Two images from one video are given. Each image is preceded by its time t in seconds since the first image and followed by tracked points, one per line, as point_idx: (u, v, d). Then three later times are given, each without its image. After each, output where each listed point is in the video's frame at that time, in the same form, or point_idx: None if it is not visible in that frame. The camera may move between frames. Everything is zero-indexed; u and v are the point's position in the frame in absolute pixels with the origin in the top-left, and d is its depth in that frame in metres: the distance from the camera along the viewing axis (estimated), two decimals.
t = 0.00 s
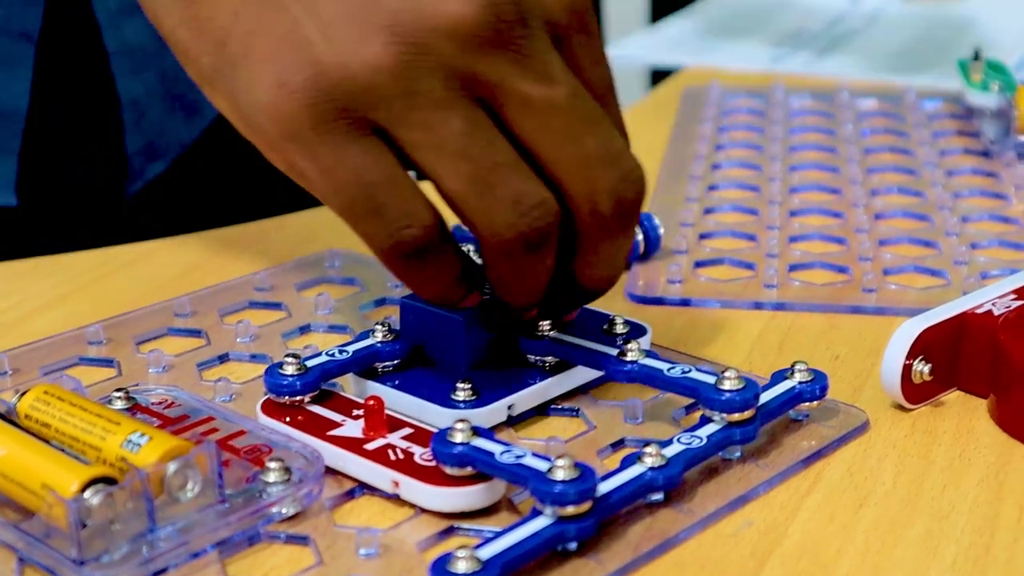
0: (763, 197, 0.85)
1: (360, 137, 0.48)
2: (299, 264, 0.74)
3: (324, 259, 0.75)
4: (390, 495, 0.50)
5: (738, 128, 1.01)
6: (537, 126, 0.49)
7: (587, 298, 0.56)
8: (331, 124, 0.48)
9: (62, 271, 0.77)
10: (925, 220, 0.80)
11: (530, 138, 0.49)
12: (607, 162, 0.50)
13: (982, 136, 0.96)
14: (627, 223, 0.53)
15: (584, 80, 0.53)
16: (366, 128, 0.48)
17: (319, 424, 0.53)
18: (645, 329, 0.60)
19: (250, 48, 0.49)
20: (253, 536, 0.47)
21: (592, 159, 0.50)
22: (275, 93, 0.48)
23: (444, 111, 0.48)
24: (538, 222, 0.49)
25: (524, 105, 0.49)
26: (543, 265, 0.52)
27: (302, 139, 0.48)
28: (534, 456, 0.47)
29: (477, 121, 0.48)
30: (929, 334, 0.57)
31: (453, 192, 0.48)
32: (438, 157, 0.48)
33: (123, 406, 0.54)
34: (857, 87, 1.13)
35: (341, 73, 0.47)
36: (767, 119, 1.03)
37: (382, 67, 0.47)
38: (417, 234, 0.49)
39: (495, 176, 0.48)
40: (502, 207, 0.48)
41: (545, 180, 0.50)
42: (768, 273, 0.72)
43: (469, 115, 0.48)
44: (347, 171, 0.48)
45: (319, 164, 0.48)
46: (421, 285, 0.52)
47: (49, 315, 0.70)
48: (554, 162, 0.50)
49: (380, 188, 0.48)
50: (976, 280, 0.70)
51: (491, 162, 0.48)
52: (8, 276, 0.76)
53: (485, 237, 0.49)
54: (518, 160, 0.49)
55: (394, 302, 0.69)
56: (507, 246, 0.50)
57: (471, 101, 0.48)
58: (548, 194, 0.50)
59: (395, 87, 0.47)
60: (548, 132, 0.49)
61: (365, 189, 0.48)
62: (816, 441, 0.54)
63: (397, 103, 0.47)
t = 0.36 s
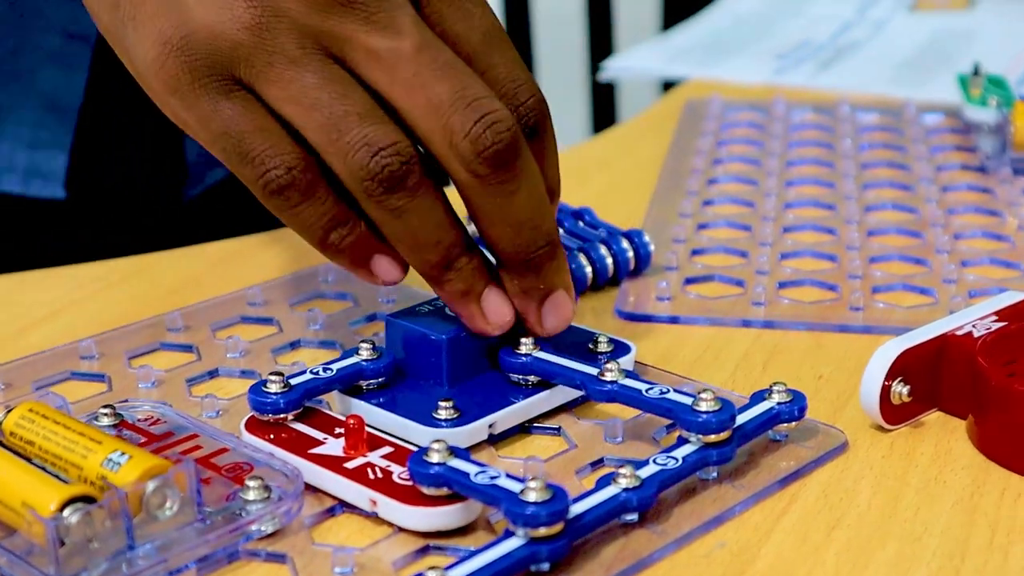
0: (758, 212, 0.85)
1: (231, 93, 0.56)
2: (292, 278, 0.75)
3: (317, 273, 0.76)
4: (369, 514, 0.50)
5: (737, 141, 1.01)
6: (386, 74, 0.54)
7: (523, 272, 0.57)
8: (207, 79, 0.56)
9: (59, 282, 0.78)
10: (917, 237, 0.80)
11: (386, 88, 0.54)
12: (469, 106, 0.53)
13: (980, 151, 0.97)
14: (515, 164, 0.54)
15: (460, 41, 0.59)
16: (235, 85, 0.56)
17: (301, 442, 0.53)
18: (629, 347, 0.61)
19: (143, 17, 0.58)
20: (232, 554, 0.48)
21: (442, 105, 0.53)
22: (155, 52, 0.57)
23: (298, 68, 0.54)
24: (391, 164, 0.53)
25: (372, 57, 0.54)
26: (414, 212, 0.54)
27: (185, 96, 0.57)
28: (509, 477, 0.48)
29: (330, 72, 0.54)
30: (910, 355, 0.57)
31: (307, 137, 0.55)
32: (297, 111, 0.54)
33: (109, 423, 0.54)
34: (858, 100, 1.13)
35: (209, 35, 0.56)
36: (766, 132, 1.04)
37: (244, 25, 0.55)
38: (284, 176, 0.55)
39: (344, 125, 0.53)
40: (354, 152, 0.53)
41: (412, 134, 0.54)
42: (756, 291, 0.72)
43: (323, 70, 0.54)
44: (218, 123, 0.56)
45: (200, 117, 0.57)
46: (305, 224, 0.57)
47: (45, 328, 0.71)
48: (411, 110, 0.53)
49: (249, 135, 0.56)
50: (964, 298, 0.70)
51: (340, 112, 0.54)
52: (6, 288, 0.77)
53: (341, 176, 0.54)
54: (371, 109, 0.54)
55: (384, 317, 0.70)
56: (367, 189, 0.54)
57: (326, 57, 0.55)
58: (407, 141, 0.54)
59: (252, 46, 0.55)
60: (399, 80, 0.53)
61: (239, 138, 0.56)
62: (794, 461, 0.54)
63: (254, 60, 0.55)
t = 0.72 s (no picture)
0: (759, 220, 0.86)
1: (221, 89, 0.58)
2: (294, 285, 0.76)
3: (318, 280, 0.77)
4: (361, 524, 0.51)
5: (742, 147, 1.01)
6: (368, 75, 0.55)
7: (506, 275, 0.57)
8: (198, 74, 0.58)
9: (64, 285, 0.78)
10: (918, 247, 0.80)
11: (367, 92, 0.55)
12: (448, 109, 0.53)
13: (984, 158, 0.97)
14: (496, 166, 0.54)
15: (446, 45, 0.60)
16: (225, 82, 0.58)
17: (296, 451, 0.54)
18: (623, 355, 0.62)
19: (142, 13, 0.60)
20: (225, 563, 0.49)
21: (420, 107, 0.53)
22: (155, 47, 0.59)
23: (284, 67, 0.56)
24: (370, 165, 0.54)
25: (354, 58, 0.55)
26: (394, 213, 0.55)
27: (179, 89, 0.59)
28: (497, 490, 0.48)
29: (314, 72, 0.56)
30: (901, 370, 0.57)
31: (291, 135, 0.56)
32: (281, 109, 0.56)
33: (107, 432, 0.55)
34: (863, 107, 1.13)
35: (202, 31, 0.58)
36: (771, 138, 1.04)
37: (234, 23, 0.57)
38: (269, 172, 0.57)
39: (325, 126, 0.55)
40: (333, 153, 0.55)
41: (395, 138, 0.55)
42: (754, 301, 0.72)
43: (308, 70, 0.56)
44: (209, 117, 0.58)
45: (193, 111, 0.59)
46: (291, 219, 0.58)
47: (49, 331, 0.72)
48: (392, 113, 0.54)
49: (237, 130, 0.57)
50: (961, 311, 0.71)
51: (322, 113, 0.55)
52: (11, 291, 0.77)
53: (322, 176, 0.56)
54: (352, 110, 0.55)
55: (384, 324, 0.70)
56: (346, 188, 0.55)
57: (312, 58, 0.56)
58: (387, 144, 0.55)
59: (240, 44, 0.56)
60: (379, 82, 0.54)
61: (227, 133, 0.58)
62: (785, 474, 0.55)
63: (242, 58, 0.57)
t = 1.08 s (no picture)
0: (754, 240, 0.86)
1: (203, 139, 0.60)
2: (290, 304, 0.77)
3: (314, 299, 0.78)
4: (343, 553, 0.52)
5: (741, 164, 1.02)
6: (343, 125, 0.56)
7: (489, 319, 0.58)
8: (179, 125, 0.60)
9: (63, 300, 0.79)
10: (911, 271, 0.81)
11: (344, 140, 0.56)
12: (425, 161, 0.54)
13: (982, 177, 0.97)
14: (470, 214, 0.55)
15: (424, 94, 0.59)
16: (206, 132, 0.59)
17: (282, 479, 0.55)
18: (609, 383, 0.63)
19: (124, 60, 0.62)
20: None
21: (396, 158, 0.54)
22: (135, 97, 0.61)
23: (263, 120, 0.57)
24: (348, 216, 0.56)
25: (330, 108, 0.56)
26: (374, 260, 0.57)
27: (161, 137, 0.60)
28: (474, 524, 0.49)
29: (291, 125, 0.57)
30: (881, 402, 0.58)
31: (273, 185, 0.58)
32: (261, 160, 0.57)
33: (98, 458, 0.57)
34: (863, 122, 1.14)
35: (179, 83, 0.59)
36: (770, 154, 1.04)
37: (209, 76, 0.57)
38: (250, 220, 0.59)
39: (304, 178, 0.56)
40: (312, 204, 0.56)
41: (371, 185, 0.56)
42: (744, 326, 0.73)
43: (285, 122, 0.57)
44: (191, 166, 0.60)
45: (175, 159, 0.60)
46: (273, 265, 0.60)
47: (48, 349, 0.73)
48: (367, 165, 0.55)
49: (219, 179, 0.59)
50: (948, 339, 0.71)
51: (300, 164, 0.56)
52: (11, 306, 0.78)
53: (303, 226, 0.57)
54: (328, 161, 0.56)
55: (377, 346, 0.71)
56: (325, 237, 0.57)
57: (290, 109, 0.57)
58: (363, 195, 0.56)
59: (218, 98, 0.58)
60: (355, 132, 0.55)
61: (209, 182, 0.59)
62: (763, 506, 0.56)
63: (221, 111, 0.58)
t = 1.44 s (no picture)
0: (747, 241, 0.87)
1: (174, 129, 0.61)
2: (284, 297, 0.78)
3: (308, 293, 0.78)
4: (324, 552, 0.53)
5: (740, 161, 1.02)
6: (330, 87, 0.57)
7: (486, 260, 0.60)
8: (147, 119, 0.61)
9: (61, 289, 0.80)
10: (901, 276, 0.82)
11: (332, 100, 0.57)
12: (391, 132, 0.51)
13: (979, 181, 0.98)
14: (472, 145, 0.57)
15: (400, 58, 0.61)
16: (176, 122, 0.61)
17: (267, 476, 0.56)
18: (595, 388, 0.64)
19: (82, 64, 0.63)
20: None
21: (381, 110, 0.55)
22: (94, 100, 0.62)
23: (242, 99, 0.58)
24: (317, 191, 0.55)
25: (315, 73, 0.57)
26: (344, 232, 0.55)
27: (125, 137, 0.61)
28: (451, 528, 0.50)
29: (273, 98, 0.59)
30: (860, 413, 0.59)
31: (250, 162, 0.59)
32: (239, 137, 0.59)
33: (87, 451, 0.58)
34: (863, 121, 1.14)
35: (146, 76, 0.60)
36: (769, 153, 1.05)
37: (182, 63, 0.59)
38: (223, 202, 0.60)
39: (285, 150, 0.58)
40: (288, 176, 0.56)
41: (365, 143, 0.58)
42: (732, 329, 0.74)
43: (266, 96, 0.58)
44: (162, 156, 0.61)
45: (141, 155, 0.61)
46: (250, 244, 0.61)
47: (44, 338, 0.74)
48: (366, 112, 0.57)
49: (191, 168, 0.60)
50: (933, 346, 0.72)
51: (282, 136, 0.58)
52: (10, 293, 0.79)
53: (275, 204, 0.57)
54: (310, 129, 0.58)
55: (368, 341, 0.72)
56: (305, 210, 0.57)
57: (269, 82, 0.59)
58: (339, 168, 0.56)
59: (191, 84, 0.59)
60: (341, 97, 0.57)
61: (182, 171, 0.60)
62: (740, 512, 0.56)
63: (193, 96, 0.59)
